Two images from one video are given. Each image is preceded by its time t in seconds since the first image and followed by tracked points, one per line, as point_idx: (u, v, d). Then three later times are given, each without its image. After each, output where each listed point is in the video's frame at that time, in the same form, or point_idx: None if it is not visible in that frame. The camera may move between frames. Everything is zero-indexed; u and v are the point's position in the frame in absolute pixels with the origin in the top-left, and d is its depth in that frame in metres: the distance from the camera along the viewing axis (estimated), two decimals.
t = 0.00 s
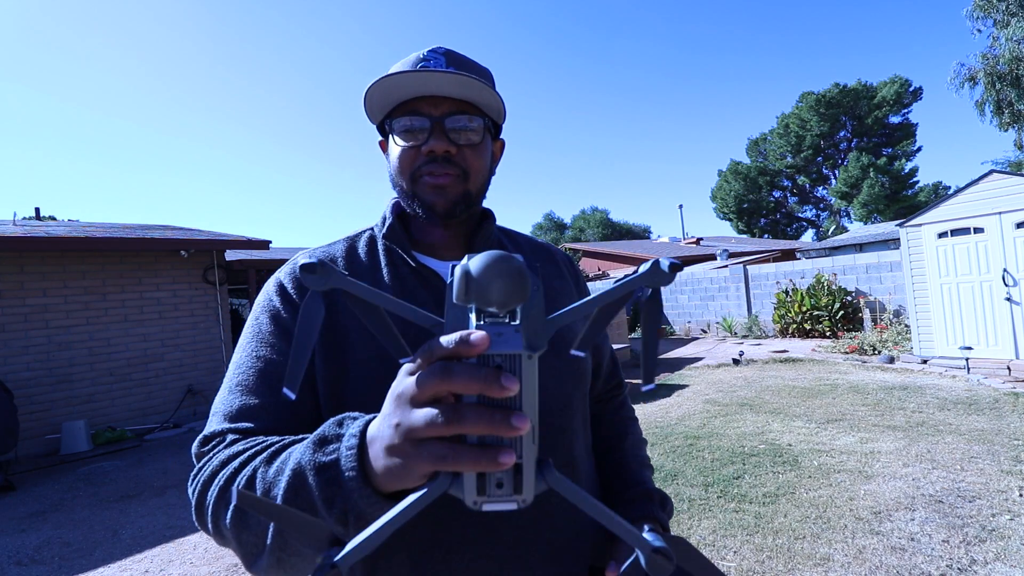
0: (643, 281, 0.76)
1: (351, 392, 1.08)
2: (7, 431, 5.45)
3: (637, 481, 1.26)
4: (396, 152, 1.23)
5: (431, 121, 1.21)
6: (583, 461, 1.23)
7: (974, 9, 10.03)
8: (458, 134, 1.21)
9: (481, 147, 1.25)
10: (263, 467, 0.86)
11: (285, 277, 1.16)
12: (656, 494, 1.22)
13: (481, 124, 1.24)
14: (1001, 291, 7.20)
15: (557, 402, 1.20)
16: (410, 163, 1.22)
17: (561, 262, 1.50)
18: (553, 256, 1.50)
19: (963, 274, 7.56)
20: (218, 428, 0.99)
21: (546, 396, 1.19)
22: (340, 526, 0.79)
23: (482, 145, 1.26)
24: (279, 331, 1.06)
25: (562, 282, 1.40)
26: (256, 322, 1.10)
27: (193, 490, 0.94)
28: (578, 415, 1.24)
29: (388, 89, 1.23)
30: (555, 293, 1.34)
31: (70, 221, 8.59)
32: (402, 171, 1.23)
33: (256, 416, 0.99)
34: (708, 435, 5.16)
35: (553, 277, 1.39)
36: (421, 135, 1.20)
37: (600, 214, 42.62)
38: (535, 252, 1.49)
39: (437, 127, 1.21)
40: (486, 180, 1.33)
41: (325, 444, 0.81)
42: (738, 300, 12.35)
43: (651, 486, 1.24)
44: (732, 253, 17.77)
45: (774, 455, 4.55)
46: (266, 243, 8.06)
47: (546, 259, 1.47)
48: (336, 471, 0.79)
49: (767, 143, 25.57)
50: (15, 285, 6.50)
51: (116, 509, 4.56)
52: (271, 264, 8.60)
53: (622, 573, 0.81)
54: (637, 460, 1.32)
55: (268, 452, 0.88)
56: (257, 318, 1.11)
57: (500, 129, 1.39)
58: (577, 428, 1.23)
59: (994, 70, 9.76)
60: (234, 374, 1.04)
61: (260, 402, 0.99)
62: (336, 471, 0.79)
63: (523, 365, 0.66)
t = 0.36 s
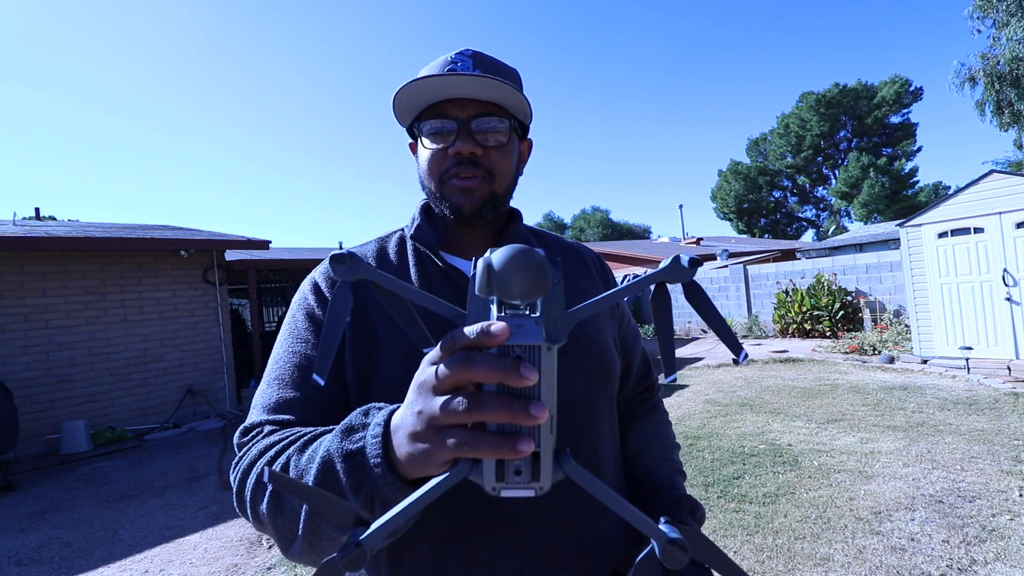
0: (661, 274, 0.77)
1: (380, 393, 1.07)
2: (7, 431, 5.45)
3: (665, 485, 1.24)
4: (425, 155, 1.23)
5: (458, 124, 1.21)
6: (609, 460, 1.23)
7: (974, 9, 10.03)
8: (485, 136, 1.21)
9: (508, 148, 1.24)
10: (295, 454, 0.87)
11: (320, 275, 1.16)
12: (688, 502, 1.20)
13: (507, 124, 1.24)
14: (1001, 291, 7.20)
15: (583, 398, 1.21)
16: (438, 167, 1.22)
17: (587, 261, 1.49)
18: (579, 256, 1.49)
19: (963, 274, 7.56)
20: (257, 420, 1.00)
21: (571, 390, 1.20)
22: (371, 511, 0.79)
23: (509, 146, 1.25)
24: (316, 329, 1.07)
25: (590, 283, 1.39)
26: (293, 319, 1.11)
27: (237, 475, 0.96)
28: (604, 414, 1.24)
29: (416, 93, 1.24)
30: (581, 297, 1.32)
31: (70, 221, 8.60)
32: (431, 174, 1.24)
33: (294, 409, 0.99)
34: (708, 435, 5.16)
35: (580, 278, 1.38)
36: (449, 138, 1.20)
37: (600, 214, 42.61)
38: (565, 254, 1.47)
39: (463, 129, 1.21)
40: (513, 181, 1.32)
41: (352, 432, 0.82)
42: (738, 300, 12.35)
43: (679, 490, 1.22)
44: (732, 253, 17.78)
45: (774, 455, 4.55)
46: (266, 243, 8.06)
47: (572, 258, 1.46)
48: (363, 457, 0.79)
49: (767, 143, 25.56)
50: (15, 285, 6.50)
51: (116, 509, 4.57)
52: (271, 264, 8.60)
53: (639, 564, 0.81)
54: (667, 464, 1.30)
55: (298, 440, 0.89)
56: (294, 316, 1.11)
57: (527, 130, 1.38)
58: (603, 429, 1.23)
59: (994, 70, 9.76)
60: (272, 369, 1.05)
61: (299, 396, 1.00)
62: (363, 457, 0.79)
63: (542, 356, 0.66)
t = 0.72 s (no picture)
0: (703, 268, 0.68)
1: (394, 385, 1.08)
2: (7, 431, 5.45)
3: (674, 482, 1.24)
4: (439, 158, 1.23)
5: (472, 126, 1.21)
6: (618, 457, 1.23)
7: (974, 9, 10.03)
8: (498, 138, 1.21)
9: (520, 150, 1.24)
10: (310, 454, 0.86)
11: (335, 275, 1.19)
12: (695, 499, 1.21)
13: (520, 127, 1.24)
14: (1001, 291, 7.20)
15: (592, 395, 1.21)
16: (452, 169, 1.22)
17: (592, 262, 1.50)
18: (585, 257, 1.50)
19: (963, 274, 7.56)
20: (270, 417, 0.99)
21: (581, 389, 1.20)
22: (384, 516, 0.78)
23: (522, 148, 1.25)
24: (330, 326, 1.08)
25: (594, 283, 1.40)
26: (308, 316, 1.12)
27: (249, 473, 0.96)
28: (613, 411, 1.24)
29: (431, 96, 1.24)
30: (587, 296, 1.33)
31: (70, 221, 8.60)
32: (444, 175, 1.24)
33: (309, 404, 0.99)
34: (708, 435, 5.17)
35: (585, 279, 1.39)
36: (463, 140, 1.20)
37: (600, 214, 42.63)
38: (572, 256, 1.48)
39: (477, 132, 1.21)
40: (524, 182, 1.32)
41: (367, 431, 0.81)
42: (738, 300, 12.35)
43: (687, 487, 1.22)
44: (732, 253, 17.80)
45: (774, 455, 4.55)
46: (266, 243, 8.06)
47: (579, 259, 1.47)
48: (379, 456, 0.79)
49: (767, 143, 25.57)
50: (15, 285, 6.49)
51: (116, 509, 4.56)
52: (272, 264, 8.60)
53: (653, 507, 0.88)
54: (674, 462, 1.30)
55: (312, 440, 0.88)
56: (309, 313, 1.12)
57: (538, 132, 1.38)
58: (612, 427, 1.23)
59: (994, 71, 9.77)
60: (287, 367, 1.06)
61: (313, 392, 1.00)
62: (378, 457, 0.79)
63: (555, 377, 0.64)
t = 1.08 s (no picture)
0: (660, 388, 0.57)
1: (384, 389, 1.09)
2: (7, 431, 5.45)
3: (661, 479, 1.25)
4: (423, 163, 1.23)
5: (457, 131, 1.21)
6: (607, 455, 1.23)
7: (974, 9, 10.03)
8: (482, 144, 1.21)
9: (505, 154, 1.24)
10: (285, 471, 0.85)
11: (320, 279, 1.17)
12: (681, 490, 1.23)
13: (505, 132, 1.24)
14: (1001, 291, 7.19)
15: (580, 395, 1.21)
16: (437, 174, 1.22)
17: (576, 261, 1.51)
18: (570, 257, 1.51)
19: (963, 274, 7.56)
20: (256, 428, 0.97)
21: (569, 386, 1.20)
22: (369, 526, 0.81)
23: (506, 153, 1.25)
24: (317, 333, 1.08)
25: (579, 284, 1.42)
26: (293, 322, 1.11)
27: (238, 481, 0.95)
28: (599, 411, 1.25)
29: (412, 103, 1.21)
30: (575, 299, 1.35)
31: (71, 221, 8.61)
32: (430, 179, 1.24)
33: (297, 412, 0.97)
34: (707, 435, 5.17)
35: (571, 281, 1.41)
36: (448, 145, 1.20)
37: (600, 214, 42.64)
38: (560, 259, 1.48)
39: (462, 137, 1.20)
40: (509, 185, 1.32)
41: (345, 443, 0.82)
42: (738, 300, 12.35)
43: (674, 483, 1.24)
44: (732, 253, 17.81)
45: (774, 455, 4.55)
46: (266, 243, 8.06)
47: (563, 260, 1.48)
48: (352, 483, 0.80)
49: (767, 143, 25.57)
50: (15, 285, 6.50)
51: (116, 509, 4.57)
52: (271, 264, 8.59)
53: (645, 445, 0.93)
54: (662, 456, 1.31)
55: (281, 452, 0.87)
56: (293, 319, 1.12)
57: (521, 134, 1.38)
58: (599, 424, 1.23)
59: (994, 70, 9.76)
60: (273, 374, 1.04)
61: (301, 400, 0.99)
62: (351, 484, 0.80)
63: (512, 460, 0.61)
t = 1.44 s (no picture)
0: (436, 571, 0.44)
1: (358, 395, 1.08)
2: (7, 431, 5.44)
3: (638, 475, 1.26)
4: (394, 169, 1.24)
5: (425, 136, 1.22)
6: (584, 455, 1.23)
7: (974, 9, 10.02)
8: (450, 147, 1.22)
9: (471, 157, 1.25)
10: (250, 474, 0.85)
11: (294, 289, 1.18)
12: (659, 487, 1.23)
13: (473, 134, 1.25)
14: (1001, 291, 7.20)
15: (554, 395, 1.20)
16: (408, 180, 1.23)
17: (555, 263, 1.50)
18: (549, 257, 1.50)
19: (963, 274, 7.56)
20: (231, 435, 0.96)
21: (544, 387, 1.19)
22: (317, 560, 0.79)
23: (473, 156, 1.26)
24: (290, 342, 1.08)
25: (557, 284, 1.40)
26: (267, 332, 1.12)
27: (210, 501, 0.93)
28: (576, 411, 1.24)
29: (377, 112, 1.21)
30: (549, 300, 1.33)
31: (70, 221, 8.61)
32: (401, 186, 1.24)
33: (272, 420, 0.97)
34: (708, 435, 5.17)
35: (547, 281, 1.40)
36: (417, 151, 1.21)
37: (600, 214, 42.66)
38: (538, 259, 1.47)
39: (430, 141, 1.21)
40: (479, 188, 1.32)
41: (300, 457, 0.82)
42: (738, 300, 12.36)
43: (652, 479, 1.25)
44: (732, 253, 17.81)
45: (774, 455, 4.55)
46: (266, 243, 8.06)
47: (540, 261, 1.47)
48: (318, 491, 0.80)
49: (767, 143, 25.56)
50: (15, 285, 6.50)
51: (116, 510, 4.56)
52: (271, 264, 8.58)
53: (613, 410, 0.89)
54: (643, 454, 1.30)
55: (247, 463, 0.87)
56: (268, 328, 1.12)
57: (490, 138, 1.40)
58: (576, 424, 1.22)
59: (994, 70, 9.75)
60: (248, 384, 1.04)
61: (275, 406, 0.99)
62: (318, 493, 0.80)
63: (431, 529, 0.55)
